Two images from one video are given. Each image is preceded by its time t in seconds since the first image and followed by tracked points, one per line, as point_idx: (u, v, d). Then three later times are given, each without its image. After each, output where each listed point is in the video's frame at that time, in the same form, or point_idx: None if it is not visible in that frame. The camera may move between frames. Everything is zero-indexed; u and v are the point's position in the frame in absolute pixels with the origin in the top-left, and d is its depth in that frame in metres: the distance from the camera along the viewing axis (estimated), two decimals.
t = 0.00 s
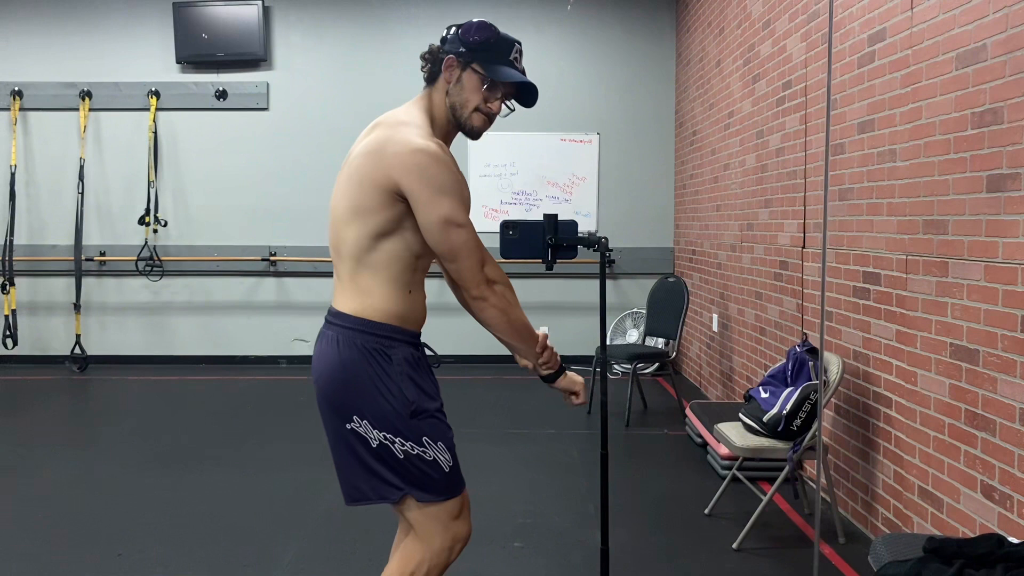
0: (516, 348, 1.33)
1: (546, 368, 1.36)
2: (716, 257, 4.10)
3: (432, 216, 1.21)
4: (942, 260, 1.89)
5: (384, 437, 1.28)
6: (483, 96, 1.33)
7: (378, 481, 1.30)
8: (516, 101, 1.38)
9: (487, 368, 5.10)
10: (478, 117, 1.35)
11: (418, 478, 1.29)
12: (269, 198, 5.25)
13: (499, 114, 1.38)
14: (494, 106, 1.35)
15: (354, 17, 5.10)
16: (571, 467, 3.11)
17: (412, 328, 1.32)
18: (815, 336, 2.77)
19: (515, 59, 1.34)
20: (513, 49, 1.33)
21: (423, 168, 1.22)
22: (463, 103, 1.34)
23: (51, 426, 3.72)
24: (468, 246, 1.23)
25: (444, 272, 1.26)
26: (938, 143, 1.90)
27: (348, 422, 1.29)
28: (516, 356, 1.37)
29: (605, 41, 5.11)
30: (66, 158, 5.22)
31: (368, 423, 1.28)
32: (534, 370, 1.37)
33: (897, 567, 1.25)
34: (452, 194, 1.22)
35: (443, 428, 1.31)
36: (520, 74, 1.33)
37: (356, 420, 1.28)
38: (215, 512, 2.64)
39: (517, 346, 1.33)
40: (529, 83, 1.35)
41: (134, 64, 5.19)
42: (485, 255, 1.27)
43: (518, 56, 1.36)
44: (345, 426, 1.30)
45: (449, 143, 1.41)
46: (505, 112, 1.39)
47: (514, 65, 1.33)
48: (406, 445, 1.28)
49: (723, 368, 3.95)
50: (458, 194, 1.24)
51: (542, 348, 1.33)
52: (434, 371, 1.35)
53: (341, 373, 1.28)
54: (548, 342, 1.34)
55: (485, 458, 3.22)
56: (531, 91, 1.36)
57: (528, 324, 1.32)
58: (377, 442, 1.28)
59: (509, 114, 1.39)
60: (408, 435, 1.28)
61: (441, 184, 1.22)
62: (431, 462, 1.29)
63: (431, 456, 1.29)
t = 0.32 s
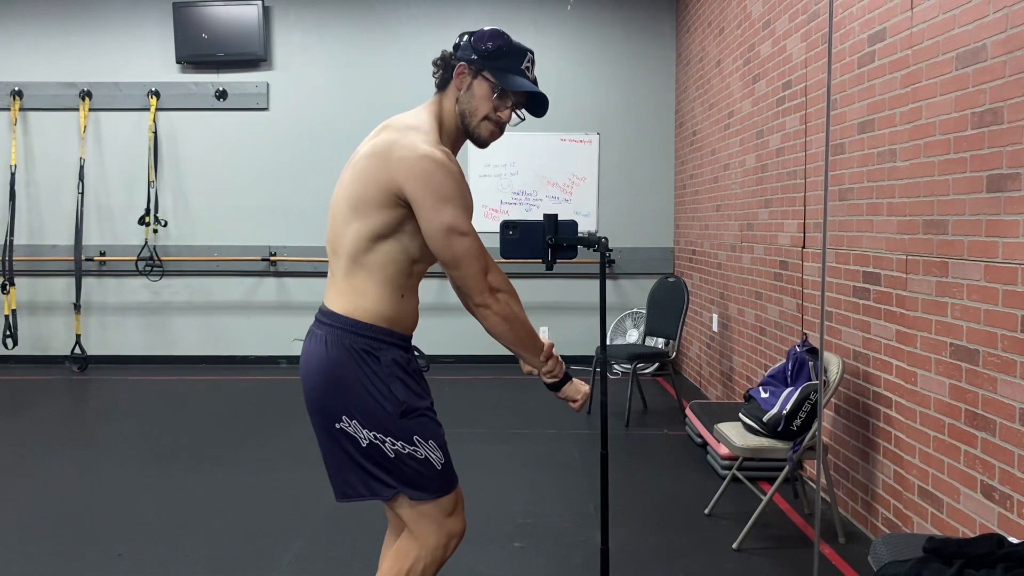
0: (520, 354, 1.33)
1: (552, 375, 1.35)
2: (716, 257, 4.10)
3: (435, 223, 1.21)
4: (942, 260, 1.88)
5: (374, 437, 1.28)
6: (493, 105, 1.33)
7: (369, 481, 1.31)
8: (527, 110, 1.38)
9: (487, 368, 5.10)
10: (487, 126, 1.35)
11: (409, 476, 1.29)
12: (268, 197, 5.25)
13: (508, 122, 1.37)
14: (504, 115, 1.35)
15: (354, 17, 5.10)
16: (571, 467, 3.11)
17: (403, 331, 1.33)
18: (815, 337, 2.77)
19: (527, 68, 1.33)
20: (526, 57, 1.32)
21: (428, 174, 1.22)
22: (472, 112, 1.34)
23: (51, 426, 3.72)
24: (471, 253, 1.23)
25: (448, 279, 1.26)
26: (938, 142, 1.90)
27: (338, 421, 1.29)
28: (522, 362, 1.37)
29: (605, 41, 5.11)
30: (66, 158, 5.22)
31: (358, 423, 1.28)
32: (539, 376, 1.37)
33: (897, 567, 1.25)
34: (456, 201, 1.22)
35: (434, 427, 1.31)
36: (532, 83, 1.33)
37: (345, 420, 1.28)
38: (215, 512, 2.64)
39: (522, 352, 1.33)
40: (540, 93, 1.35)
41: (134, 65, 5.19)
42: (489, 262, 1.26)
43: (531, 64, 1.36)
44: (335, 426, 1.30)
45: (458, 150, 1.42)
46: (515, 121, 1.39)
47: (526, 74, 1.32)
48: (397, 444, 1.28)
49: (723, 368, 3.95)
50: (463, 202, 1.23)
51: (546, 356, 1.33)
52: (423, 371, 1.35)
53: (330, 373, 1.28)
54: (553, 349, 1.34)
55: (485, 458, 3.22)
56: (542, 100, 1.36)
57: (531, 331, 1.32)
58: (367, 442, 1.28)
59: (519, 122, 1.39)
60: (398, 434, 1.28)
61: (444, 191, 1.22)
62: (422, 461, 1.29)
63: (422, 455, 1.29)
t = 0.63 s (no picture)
0: (515, 342, 1.33)
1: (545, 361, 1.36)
2: (716, 257, 4.10)
3: (429, 211, 1.20)
4: (942, 260, 1.89)
5: (383, 433, 1.28)
6: (471, 73, 1.27)
7: (375, 478, 1.30)
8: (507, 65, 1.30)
9: (487, 368, 5.10)
10: (472, 96, 1.28)
11: (416, 474, 1.29)
12: (268, 197, 5.25)
13: (494, 85, 1.30)
14: (485, 79, 1.28)
15: (354, 17, 5.10)
16: (571, 467, 3.11)
17: (412, 325, 1.32)
18: (815, 337, 2.77)
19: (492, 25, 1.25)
20: (487, 15, 1.26)
21: (419, 161, 1.22)
22: (452, 88, 1.28)
23: (51, 426, 3.72)
24: (465, 240, 1.22)
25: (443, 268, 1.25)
26: (938, 143, 1.90)
27: (347, 418, 1.29)
28: (516, 351, 1.37)
29: (605, 41, 5.11)
30: (67, 158, 5.22)
31: (367, 419, 1.28)
32: (532, 365, 1.38)
33: (897, 567, 1.25)
34: (447, 187, 1.22)
35: (441, 425, 1.32)
36: (500, 37, 1.25)
37: (354, 416, 1.28)
38: (215, 512, 2.64)
39: (519, 340, 1.33)
40: (513, 42, 1.27)
41: (134, 64, 5.19)
42: (482, 249, 1.26)
43: (495, 22, 1.28)
44: (343, 422, 1.29)
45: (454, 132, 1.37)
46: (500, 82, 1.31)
47: (491, 31, 1.24)
48: (405, 441, 1.28)
49: (723, 368, 3.95)
50: (454, 188, 1.23)
51: (540, 343, 1.34)
52: (431, 368, 1.36)
53: (340, 368, 1.28)
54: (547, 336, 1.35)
55: (485, 458, 3.22)
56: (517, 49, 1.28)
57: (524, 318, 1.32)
58: (375, 438, 1.28)
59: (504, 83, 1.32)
60: (407, 431, 1.28)
61: (435, 178, 1.21)
62: (429, 458, 1.29)
63: (429, 453, 1.29)
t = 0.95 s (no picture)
0: (513, 326, 1.31)
1: (545, 342, 1.34)
2: (716, 257, 4.10)
3: (410, 201, 1.19)
4: (942, 260, 1.88)
5: (394, 432, 1.28)
6: (435, 59, 1.24)
7: (387, 478, 1.30)
8: (474, 47, 1.26)
9: (487, 368, 5.10)
10: (438, 81, 1.26)
11: (427, 474, 1.29)
12: (268, 198, 5.25)
13: (462, 70, 1.27)
14: (449, 63, 1.25)
15: (354, 17, 5.10)
16: (571, 467, 3.11)
17: (418, 321, 1.32)
18: (815, 337, 2.77)
19: (452, 7, 1.22)
20: None
21: (396, 151, 1.21)
22: (419, 77, 1.27)
23: (51, 426, 3.72)
24: (451, 225, 1.21)
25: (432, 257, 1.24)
26: (938, 143, 1.90)
27: (358, 417, 1.29)
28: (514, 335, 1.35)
29: (605, 41, 5.11)
30: (67, 158, 5.22)
31: (379, 418, 1.28)
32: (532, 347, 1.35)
33: (898, 567, 1.25)
34: (424, 174, 1.21)
35: (452, 424, 1.32)
36: (461, 18, 1.22)
37: (366, 416, 1.28)
38: (214, 512, 2.64)
39: (516, 323, 1.31)
40: (474, 23, 1.23)
41: (134, 64, 5.19)
42: (468, 234, 1.25)
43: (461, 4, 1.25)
44: (355, 422, 1.29)
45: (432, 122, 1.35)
46: (469, 66, 1.28)
47: (450, 13, 1.21)
48: (417, 440, 1.28)
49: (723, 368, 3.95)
50: (432, 174, 1.22)
51: (539, 324, 1.32)
52: (442, 366, 1.35)
53: (352, 368, 1.28)
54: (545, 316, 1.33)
55: (485, 458, 3.22)
56: (479, 28, 1.23)
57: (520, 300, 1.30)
58: (387, 437, 1.28)
59: (473, 67, 1.28)
60: (418, 430, 1.28)
61: (414, 166, 1.21)
62: (440, 457, 1.29)
63: (440, 452, 1.29)
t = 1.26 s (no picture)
0: (508, 328, 1.32)
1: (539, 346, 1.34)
2: (716, 257, 4.10)
3: (405, 204, 1.19)
4: (942, 260, 1.88)
5: (392, 433, 1.27)
6: (429, 57, 1.24)
7: (385, 478, 1.30)
8: (466, 43, 1.27)
9: (487, 368, 5.10)
10: (434, 77, 1.26)
11: (425, 474, 1.29)
12: (268, 198, 5.25)
13: (456, 64, 1.27)
14: (444, 59, 1.25)
15: (354, 17, 5.10)
16: (571, 467, 3.11)
17: (418, 322, 1.32)
18: (815, 337, 2.77)
19: (444, 4, 1.22)
20: None
21: (391, 153, 1.21)
22: (415, 75, 1.26)
23: (52, 426, 3.72)
24: (446, 228, 1.21)
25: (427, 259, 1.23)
26: (938, 142, 1.90)
27: (356, 418, 1.29)
28: (510, 336, 1.36)
29: (605, 41, 5.11)
30: (67, 158, 5.22)
31: (376, 419, 1.28)
32: (528, 349, 1.36)
33: (897, 566, 1.25)
34: (419, 176, 1.20)
35: (450, 424, 1.31)
36: (451, 12, 1.22)
37: (364, 417, 1.28)
38: (215, 512, 2.64)
39: (511, 325, 1.31)
40: (465, 18, 1.24)
41: (135, 64, 5.19)
42: (464, 237, 1.25)
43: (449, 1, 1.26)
44: (353, 423, 1.29)
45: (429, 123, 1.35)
46: (463, 61, 1.28)
47: (442, 10, 1.21)
48: (414, 441, 1.28)
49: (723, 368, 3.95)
50: (427, 176, 1.22)
51: (535, 328, 1.32)
52: (440, 366, 1.35)
53: (350, 370, 1.28)
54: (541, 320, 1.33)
55: (485, 458, 3.22)
56: (470, 23, 1.24)
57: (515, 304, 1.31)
58: (385, 438, 1.28)
59: (467, 62, 1.28)
60: (415, 431, 1.27)
61: (408, 168, 1.21)
62: (439, 458, 1.29)
63: (439, 452, 1.29)
